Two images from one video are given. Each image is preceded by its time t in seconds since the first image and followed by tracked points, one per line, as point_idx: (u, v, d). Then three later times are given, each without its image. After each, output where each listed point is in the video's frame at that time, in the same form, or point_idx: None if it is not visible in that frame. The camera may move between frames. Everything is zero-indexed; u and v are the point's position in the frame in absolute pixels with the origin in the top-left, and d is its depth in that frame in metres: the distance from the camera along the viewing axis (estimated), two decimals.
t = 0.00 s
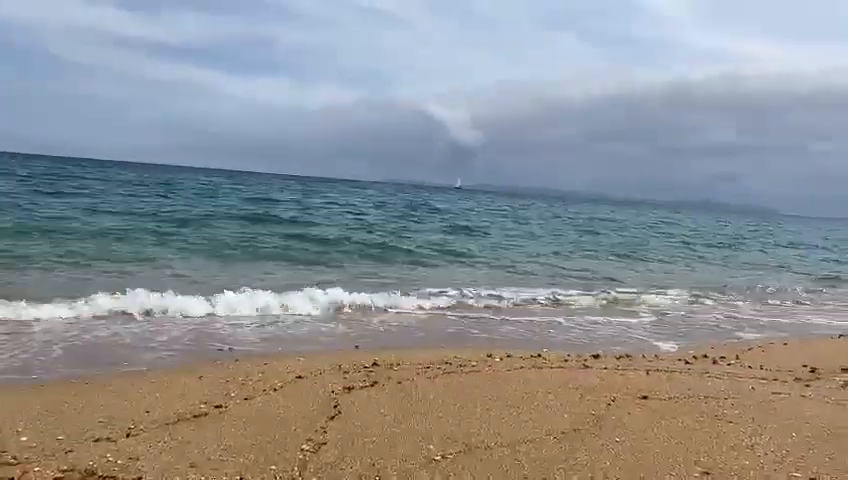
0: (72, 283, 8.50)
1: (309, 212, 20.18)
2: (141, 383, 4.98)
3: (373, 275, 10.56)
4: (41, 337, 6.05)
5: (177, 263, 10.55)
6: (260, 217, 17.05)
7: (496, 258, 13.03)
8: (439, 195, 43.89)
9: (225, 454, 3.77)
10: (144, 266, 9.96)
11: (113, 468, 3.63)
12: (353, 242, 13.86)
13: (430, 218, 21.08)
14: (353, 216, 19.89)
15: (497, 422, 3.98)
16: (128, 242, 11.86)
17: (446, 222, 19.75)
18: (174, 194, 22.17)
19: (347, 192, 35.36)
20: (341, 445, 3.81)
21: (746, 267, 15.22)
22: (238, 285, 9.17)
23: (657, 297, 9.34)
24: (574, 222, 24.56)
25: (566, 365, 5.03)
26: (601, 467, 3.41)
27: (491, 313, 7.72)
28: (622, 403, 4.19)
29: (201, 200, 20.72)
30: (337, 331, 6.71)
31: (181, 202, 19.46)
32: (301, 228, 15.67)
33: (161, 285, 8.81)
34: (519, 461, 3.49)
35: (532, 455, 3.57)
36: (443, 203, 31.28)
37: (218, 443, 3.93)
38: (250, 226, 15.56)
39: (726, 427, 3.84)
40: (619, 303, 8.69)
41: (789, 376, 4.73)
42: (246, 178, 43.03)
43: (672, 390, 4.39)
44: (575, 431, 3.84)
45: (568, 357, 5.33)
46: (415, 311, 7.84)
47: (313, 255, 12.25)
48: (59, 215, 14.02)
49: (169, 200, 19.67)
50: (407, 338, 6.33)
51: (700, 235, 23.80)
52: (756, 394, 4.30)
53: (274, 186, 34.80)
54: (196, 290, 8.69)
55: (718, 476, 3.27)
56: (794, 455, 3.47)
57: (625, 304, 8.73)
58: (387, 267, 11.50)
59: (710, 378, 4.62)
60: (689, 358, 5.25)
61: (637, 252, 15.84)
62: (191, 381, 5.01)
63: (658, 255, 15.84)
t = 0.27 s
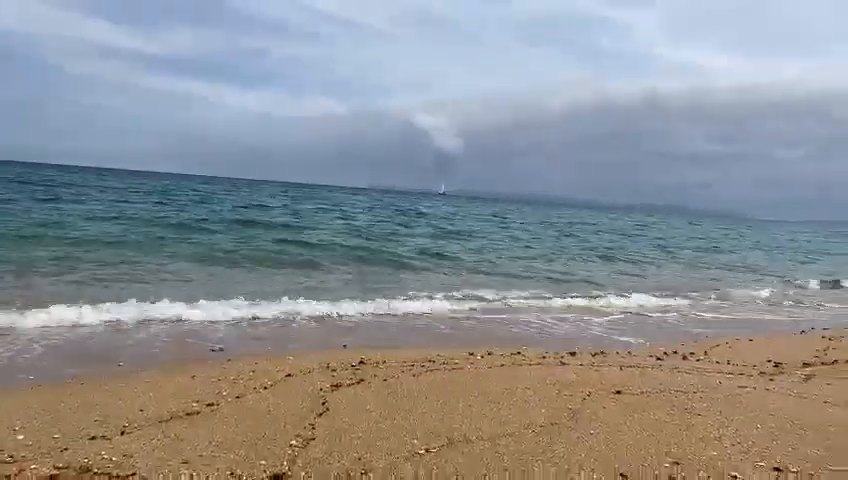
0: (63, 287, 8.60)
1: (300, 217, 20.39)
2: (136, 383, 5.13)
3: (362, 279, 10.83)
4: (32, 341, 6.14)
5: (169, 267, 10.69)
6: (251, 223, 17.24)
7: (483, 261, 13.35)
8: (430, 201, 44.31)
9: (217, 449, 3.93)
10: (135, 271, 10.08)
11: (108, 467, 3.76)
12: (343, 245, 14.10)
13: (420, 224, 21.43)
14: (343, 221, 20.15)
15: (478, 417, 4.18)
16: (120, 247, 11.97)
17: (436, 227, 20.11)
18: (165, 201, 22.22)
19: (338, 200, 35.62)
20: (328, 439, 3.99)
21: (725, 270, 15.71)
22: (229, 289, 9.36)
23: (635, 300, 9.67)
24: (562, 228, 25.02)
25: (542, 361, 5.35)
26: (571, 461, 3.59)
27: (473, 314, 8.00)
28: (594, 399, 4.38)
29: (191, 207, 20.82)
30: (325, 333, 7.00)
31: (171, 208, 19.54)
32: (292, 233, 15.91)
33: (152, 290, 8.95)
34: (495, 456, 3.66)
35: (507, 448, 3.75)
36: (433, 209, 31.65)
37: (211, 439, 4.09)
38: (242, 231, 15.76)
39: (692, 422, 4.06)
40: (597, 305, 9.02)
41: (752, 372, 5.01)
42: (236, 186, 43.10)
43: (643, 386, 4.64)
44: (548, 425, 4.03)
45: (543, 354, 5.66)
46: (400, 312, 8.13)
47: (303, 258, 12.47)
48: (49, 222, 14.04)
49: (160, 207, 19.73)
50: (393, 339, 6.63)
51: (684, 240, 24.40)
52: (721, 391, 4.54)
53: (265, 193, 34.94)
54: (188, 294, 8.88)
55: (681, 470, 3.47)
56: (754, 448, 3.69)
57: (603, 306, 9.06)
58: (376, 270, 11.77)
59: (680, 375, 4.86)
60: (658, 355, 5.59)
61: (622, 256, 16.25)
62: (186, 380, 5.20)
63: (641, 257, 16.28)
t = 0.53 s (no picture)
0: (73, 286, 9.17)
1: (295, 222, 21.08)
2: (145, 371, 5.75)
3: (354, 279, 11.53)
4: (50, 334, 6.74)
5: (171, 267, 11.30)
6: (249, 227, 17.90)
7: (470, 264, 14.11)
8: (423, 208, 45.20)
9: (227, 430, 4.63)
10: (140, 271, 10.68)
11: (123, 445, 4.41)
12: (337, 249, 14.83)
13: (412, 230, 22.22)
14: (338, 227, 20.88)
15: (449, 400, 4.92)
16: (124, 250, 12.55)
17: (427, 233, 20.91)
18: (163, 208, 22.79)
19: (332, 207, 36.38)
20: (324, 418, 4.72)
21: (700, 273, 16.59)
22: (229, 288, 10.02)
23: (606, 300, 10.45)
24: (550, 234, 25.89)
25: (514, 350, 6.28)
26: (541, 438, 4.28)
27: (454, 311, 8.73)
28: (557, 386, 5.12)
29: (190, 213, 21.44)
30: (318, 326, 7.70)
31: (170, 215, 20.15)
32: (288, 239, 16.61)
33: (157, 288, 9.57)
34: (476, 435, 4.36)
35: (484, 428, 4.46)
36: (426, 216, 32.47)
37: (218, 421, 4.79)
38: (240, 235, 16.41)
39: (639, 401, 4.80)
40: (567, 303, 9.80)
41: (697, 360, 5.78)
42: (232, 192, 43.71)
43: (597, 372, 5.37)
44: (518, 407, 4.75)
45: (514, 343, 6.57)
46: (388, 309, 8.86)
47: (299, 259, 13.15)
48: (53, 227, 14.59)
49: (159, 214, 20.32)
50: (379, 332, 7.34)
51: (664, 246, 25.44)
52: (671, 375, 5.26)
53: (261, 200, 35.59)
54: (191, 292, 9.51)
55: (634, 443, 4.16)
56: (697, 422, 4.40)
57: (576, 304, 9.81)
58: (368, 271, 12.48)
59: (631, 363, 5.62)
60: (614, 344, 6.48)
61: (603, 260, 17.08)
62: (190, 369, 5.84)
63: (621, 261, 17.13)
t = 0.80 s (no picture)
0: (65, 286, 9.29)
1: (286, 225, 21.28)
2: (139, 367, 5.96)
3: (343, 278, 11.81)
4: (44, 332, 6.88)
5: (163, 267, 11.45)
6: (241, 229, 18.08)
7: (457, 264, 14.45)
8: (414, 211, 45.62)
9: (218, 423, 4.86)
10: (133, 270, 10.85)
11: (117, 438, 4.60)
12: (327, 251, 15.11)
13: (402, 233, 22.57)
14: (329, 229, 21.14)
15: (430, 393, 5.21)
16: (115, 251, 12.65)
17: (417, 236, 21.28)
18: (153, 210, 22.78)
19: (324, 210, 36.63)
20: (312, 411, 4.97)
21: (680, 274, 17.17)
22: (220, 287, 10.22)
23: (585, 298, 10.88)
24: (538, 237, 26.40)
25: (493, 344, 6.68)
26: (519, 427, 4.54)
27: (437, 309, 9.04)
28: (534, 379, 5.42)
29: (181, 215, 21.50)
30: (307, 322, 7.97)
31: (161, 217, 20.20)
32: (279, 241, 16.85)
33: (149, 287, 9.72)
34: (457, 424, 4.63)
35: (463, 417, 4.73)
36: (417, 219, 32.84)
37: (209, 413, 5.01)
38: (231, 236, 16.60)
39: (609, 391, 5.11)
40: (549, 301, 10.22)
41: (664, 353, 6.15)
42: (224, 195, 43.69)
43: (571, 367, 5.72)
44: (496, 399, 5.04)
45: (493, 338, 6.97)
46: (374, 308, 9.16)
47: (289, 260, 13.39)
48: (43, 229, 14.59)
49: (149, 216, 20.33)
50: (364, 328, 7.63)
51: (651, 248, 26.06)
52: (641, 369, 5.59)
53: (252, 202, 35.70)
54: (183, 291, 9.70)
55: (607, 431, 4.43)
56: (665, 410, 4.70)
57: (556, 302, 10.23)
58: (357, 271, 12.76)
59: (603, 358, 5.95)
60: (588, 339, 6.88)
61: (587, 260, 17.56)
62: (183, 365, 6.08)
63: (605, 262, 17.63)
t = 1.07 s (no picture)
0: (58, 284, 9.46)
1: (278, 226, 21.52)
2: (134, 360, 6.22)
3: (332, 277, 12.13)
4: (37, 326, 7.07)
5: (155, 266, 11.65)
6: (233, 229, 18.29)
7: (444, 264, 14.84)
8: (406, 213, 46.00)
9: (212, 411, 5.19)
10: (127, 268, 11.11)
11: (114, 427, 4.87)
12: (318, 251, 15.43)
13: (393, 234, 22.93)
14: (320, 231, 21.43)
15: (412, 382, 5.56)
16: (107, 250, 12.81)
17: (407, 237, 21.66)
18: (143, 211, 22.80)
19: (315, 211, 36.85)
20: (301, 399, 5.35)
21: (659, 274, 17.77)
22: (214, 285, 10.55)
23: (564, 295, 11.42)
24: (527, 238, 26.92)
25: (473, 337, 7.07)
26: (496, 412, 4.90)
27: (421, 306, 9.41)
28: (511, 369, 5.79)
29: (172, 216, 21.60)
30: (295, 317, 8.28)
31: (152, 217, 20.28)
32: (270, 242, 17.12)
33: (141, 286, 9.93)
34: (438, 410, 4.98)
35: (444, 403, 5.09)
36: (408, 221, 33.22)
37: (203, 403, 5.32)
38: (223, 236, 16.81)
39: (577, 379, 5.54)
40: (529, 297, 10.74)
41: (631, 344, 6.62)
42: (215, 197, 43.67)
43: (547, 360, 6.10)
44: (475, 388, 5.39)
45: (473, 333, 7.41)
46: (360, 304, 9.50)
47: (280, 259, 13.68)
48: (34, 228, 14.64)
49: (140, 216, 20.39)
50: (349, 324, 7.98)
51: (635, 250, 26.82)
52: (612, 360, 5.98)
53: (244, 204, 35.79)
54: (175, 290, 9.93)
55: (576, 415, 4.81)
56: (631, 397, 5.10)
57: (536, 298, 10.75)
58: (346, 269, 13.08)
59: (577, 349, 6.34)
60: (563, 331, 7.28)
61: (571, 260, 18.06)
62: (178, 358, 6.36)
63: (588, 262, 18.16)
